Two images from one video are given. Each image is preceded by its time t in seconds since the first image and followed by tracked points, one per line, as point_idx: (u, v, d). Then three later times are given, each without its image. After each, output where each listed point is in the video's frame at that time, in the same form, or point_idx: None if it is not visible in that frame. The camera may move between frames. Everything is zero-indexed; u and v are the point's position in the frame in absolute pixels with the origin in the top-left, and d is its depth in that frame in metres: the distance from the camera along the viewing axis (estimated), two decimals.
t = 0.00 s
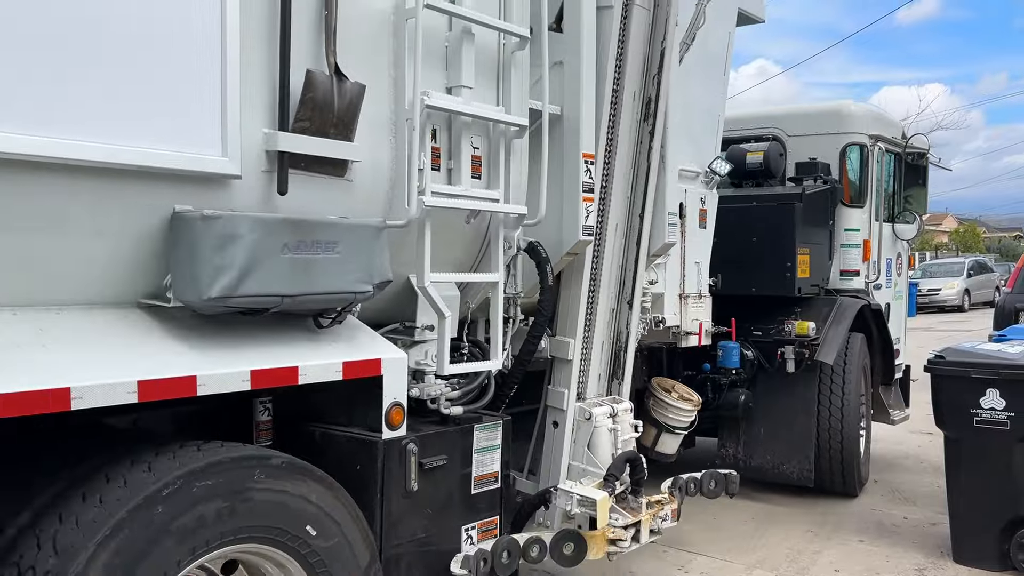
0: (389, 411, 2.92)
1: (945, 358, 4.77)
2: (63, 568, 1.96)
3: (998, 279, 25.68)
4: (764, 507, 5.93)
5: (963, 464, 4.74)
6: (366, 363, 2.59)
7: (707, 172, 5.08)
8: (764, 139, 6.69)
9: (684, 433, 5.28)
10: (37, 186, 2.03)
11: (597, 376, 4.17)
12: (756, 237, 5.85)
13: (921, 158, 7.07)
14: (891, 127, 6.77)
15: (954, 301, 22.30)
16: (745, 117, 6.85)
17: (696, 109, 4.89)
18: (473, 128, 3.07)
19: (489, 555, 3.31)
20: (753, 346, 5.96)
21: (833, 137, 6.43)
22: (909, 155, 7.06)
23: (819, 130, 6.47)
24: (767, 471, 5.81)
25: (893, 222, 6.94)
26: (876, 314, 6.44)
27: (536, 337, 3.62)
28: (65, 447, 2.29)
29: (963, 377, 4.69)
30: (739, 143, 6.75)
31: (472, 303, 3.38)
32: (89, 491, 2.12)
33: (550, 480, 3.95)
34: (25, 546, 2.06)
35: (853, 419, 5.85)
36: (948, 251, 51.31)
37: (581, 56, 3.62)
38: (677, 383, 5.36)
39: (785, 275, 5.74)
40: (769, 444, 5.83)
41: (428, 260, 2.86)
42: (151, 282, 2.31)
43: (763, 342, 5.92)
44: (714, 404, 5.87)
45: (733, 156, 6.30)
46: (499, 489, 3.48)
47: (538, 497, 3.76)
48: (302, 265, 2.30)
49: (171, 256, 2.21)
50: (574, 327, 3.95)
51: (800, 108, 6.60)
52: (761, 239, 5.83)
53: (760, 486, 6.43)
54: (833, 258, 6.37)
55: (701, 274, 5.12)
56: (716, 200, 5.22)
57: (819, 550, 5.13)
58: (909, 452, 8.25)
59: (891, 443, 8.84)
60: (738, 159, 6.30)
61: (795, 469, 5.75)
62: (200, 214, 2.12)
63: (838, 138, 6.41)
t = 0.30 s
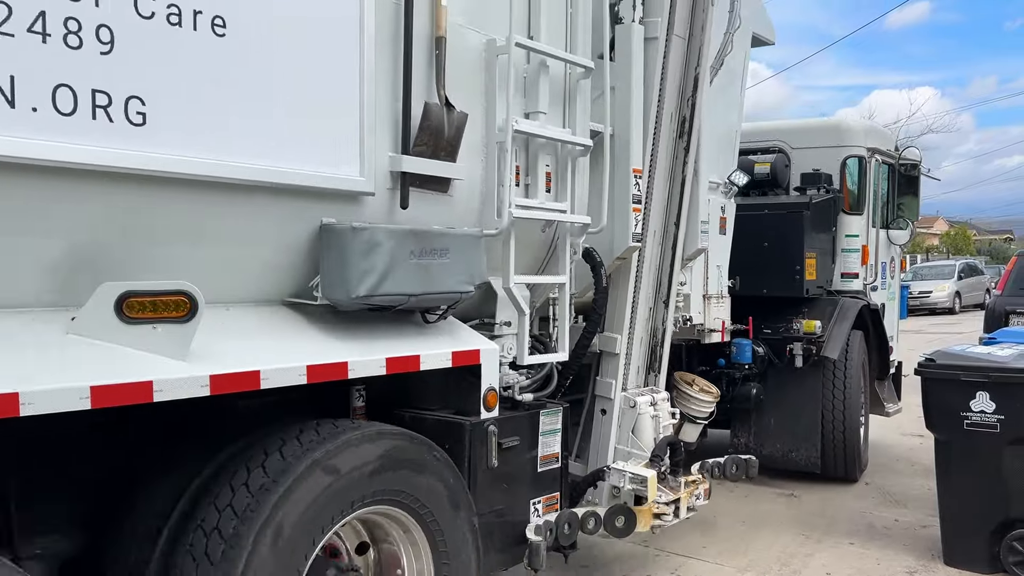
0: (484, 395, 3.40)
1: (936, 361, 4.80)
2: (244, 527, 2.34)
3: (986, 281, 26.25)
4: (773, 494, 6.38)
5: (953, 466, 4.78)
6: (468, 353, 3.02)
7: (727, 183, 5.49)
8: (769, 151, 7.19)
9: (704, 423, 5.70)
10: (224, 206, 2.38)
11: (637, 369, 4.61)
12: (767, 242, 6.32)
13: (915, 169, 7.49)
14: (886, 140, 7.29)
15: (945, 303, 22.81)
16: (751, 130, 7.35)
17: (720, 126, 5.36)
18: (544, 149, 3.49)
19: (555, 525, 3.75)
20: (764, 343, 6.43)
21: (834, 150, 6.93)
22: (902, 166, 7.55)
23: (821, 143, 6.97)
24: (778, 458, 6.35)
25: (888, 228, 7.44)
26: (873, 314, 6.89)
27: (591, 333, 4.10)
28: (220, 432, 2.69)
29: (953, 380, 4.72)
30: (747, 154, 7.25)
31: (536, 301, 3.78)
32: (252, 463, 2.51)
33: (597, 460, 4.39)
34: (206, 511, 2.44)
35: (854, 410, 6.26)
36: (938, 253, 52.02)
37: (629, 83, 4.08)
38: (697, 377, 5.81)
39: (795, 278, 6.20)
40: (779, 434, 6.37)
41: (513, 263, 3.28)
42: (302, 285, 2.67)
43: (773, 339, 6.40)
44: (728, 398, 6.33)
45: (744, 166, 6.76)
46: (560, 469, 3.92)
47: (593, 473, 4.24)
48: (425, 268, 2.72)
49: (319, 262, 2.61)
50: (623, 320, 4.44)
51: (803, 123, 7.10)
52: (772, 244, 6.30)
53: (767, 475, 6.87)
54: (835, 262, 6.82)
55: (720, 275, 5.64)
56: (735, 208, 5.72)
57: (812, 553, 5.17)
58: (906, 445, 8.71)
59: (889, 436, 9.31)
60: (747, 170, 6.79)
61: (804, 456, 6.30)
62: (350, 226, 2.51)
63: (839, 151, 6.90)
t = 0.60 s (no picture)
0: (559, 378, 3.70)
1: (926, 364, 4.62)
2: (375, 507, 2.70)
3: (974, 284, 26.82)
4: (783, 481, 6.81)
5: (942, 472, 4.59)
6: (545, 344, 3.50)
7: (739, 194, 5.91)
8: (773, 162, 7.86)
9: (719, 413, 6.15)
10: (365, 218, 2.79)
11: (669, 361, 5.10)
12: (774, 247, 6.94)
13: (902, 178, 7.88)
14: (879, 152, 7.91)
15: (934, 305, 23.33)
16: (758, 142, 8.01)
17: (739, 140, 5.85)
18: (597, 172, 3.94)
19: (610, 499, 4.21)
20: (771, 340, 6.95)
21: (832, 162, 7.55)
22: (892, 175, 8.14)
23: (820, 156, 7.61)
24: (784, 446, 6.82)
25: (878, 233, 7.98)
26: (869, 314, 7.44)
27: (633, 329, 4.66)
28: (331, 415, 3.03)
29: (942, 383, 4.54)
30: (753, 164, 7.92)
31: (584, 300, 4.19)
32: (370, 447, 2.85)
33: (637, 444, 4.87)
34: (336, 492, 2.79)
35: (852, 401, 6.83)
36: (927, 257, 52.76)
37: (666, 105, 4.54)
38: (712, 372, 6.27)
39: (800, 279, 6.80)
40: (785, 423, 6.86)
41: (576, 266, 3.74)
42: (413, 285, 3.09)
43: (779, 337, 6.92)
44: (739, 390, 6.90)
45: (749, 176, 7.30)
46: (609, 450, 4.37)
47: (636, 455, 4.72)
48: (516, 271, 3.18)
49: (429, 265, 3.08)
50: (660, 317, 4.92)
51: (804, 136, 7.75)
52: (778, 248, 6.92)
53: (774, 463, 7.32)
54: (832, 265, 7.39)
55: (734, 276, 6.20)
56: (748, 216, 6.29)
57: (802, 556, 5.03)
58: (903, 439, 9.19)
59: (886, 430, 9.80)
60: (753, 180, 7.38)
61: (809, 444, 6.78)
62: (461, 234, 2.98)
63: (837, 163, 7.52)
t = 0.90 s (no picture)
0: (610, 367, 4.18)
1: (914, 367, 4.62)
2: (467, 489, 3.06)
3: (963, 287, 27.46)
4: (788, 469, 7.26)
5: (931, 474, 4.60)
6: (599, 337, 4.00)
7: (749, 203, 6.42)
8: (772, 172, 8.47)
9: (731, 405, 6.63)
10: (459, 227, 3.22)
11: (691, 354, 5.59)
12: (777, 251, 7.46)
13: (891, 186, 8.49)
14: (869, 163, 8.55)
15: (923, 307, 23.88)
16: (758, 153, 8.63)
17: (751, 153, 6.37)
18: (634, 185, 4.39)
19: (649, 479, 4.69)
20: (774, 337, 7.41)
21: (827, 171, 8.17)
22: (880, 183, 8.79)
23: (815, 166, 8.23)
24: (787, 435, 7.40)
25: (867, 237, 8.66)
26: (861, 313, 8.08)
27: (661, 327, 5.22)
28: (414, 406, 3.37)
29: (931, 386, 4.55)
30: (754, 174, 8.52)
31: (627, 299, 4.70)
32: (456, 434, 3.21)
33: (665, 430, 5.37)
34: (428, 476, 3.15)
35: (848, 394, 7.40)
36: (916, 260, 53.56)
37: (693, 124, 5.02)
38: (723, 367, 6.74)
39: (801, 280, 7.31)
40: (788, 415, 7.48)
41: (622, 268, 4.23)
42: (488, 284, 3.53)
43: (781, 334, 7.40)
44: (746, 384, 7.28)
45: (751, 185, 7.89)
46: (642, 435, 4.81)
47: (668, 440, 5.20)
48: (579, 271, 3.65)
49: (503, 268, 3.53)
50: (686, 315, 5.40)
51: (800, 148, 8.38)
52: (781, 252, 7.43)
53: (778, 452, 7.78)
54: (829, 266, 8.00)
55: (745, 277, 6.72)
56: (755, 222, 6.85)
57: (791, 558, 5.03)
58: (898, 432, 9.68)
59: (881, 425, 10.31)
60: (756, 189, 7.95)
61: (812, 433, 7.36)
62: (536, 240, 3.44)
63: (831, 172, 8.14)
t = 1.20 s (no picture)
0: (643, 361, 4.57)
1: (903, 368, 4.53)
2: (528, 479, 3.40)
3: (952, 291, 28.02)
4: (792, 460, 7.63)
5: (919, 476, 4.52)
6: (634, 333, 4.43)
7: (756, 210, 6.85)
8: (772, 182, 8.97)
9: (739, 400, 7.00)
10: (519, 233, 3.59)
11: (707, 351, 5.99)
12: (779, 255, 7.85)
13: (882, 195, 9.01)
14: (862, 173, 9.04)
15: (912, 310, 24.37)
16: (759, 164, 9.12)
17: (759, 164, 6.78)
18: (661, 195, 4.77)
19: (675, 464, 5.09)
20: (776, 337, 7.88)
21: (824, 181, 8.65)
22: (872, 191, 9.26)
23: (812, 175, 8.72)
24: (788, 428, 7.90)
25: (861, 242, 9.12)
26: (857, 314, 8.55)
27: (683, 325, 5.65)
28: (478, 391, 3.68)
29: (920, 389, 4.47)
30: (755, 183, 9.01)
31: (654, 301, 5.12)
32: (519, 420, 3.55)
33: (684, 421, 5.73)
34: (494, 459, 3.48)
35: (846, 389, 7.86)
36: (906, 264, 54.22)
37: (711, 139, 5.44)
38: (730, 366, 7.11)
39: (801, 282, 7.72)
40: (788, 409, 7.98)
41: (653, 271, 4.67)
42: (538, 286, 3.91)
43: (782, 334, 7.88)
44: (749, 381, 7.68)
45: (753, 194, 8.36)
46: (666, 424, 5.18)
47: (688, 430, 5.64)
48: (618, 273, 4.09)
49: (552, 272, 3.93)
50: (703, 315, 5.80)
51: (797, 159, 8.89)
52: (783, 256, 7.83)
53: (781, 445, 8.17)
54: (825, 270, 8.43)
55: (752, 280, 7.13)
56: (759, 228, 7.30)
57: (783, 560, 5.01)
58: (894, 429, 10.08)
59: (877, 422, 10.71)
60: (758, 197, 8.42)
61: (812, 426, 7.85)
62: (585, 245, 3.85)
63: (827, 181, 8.63)
